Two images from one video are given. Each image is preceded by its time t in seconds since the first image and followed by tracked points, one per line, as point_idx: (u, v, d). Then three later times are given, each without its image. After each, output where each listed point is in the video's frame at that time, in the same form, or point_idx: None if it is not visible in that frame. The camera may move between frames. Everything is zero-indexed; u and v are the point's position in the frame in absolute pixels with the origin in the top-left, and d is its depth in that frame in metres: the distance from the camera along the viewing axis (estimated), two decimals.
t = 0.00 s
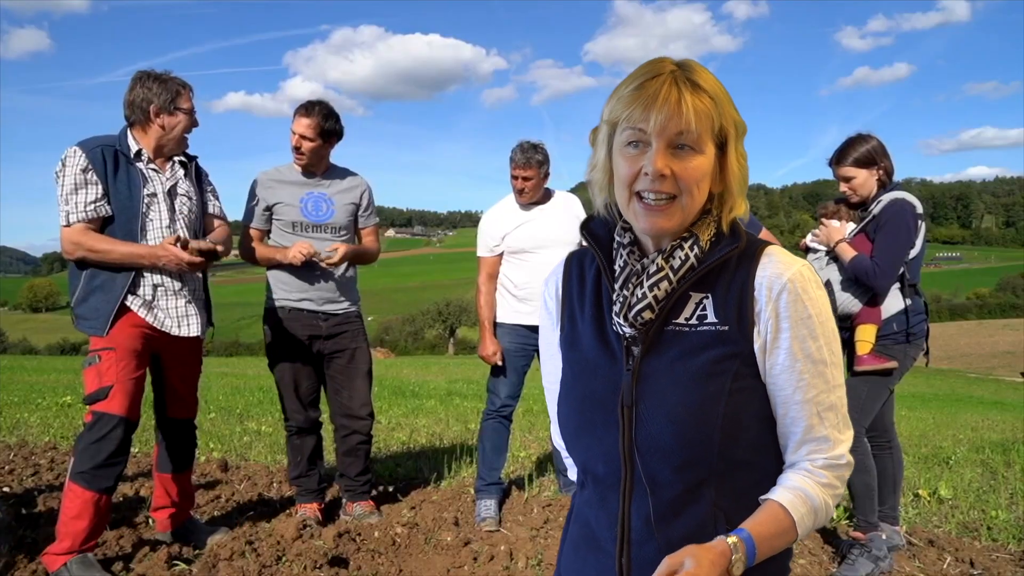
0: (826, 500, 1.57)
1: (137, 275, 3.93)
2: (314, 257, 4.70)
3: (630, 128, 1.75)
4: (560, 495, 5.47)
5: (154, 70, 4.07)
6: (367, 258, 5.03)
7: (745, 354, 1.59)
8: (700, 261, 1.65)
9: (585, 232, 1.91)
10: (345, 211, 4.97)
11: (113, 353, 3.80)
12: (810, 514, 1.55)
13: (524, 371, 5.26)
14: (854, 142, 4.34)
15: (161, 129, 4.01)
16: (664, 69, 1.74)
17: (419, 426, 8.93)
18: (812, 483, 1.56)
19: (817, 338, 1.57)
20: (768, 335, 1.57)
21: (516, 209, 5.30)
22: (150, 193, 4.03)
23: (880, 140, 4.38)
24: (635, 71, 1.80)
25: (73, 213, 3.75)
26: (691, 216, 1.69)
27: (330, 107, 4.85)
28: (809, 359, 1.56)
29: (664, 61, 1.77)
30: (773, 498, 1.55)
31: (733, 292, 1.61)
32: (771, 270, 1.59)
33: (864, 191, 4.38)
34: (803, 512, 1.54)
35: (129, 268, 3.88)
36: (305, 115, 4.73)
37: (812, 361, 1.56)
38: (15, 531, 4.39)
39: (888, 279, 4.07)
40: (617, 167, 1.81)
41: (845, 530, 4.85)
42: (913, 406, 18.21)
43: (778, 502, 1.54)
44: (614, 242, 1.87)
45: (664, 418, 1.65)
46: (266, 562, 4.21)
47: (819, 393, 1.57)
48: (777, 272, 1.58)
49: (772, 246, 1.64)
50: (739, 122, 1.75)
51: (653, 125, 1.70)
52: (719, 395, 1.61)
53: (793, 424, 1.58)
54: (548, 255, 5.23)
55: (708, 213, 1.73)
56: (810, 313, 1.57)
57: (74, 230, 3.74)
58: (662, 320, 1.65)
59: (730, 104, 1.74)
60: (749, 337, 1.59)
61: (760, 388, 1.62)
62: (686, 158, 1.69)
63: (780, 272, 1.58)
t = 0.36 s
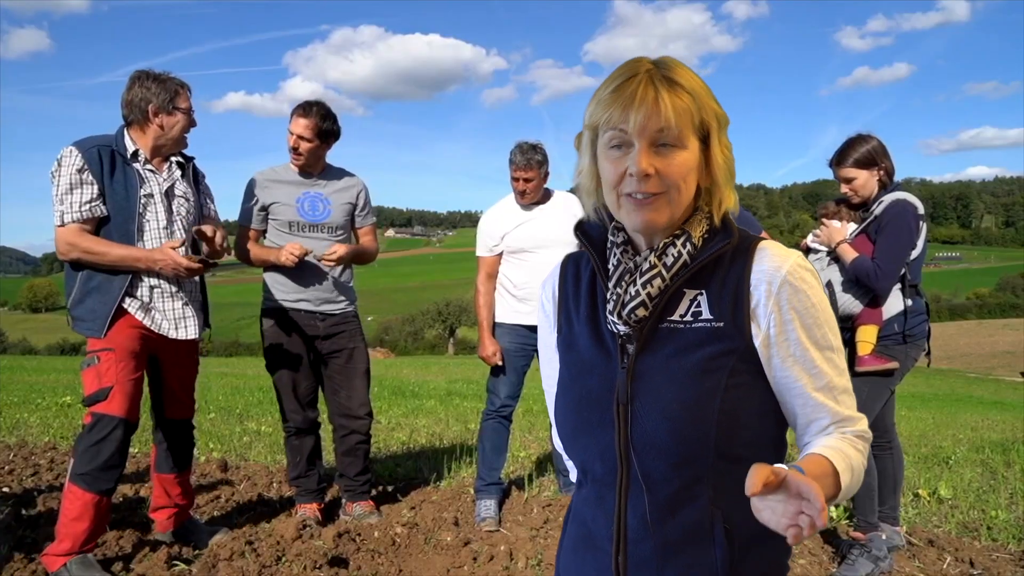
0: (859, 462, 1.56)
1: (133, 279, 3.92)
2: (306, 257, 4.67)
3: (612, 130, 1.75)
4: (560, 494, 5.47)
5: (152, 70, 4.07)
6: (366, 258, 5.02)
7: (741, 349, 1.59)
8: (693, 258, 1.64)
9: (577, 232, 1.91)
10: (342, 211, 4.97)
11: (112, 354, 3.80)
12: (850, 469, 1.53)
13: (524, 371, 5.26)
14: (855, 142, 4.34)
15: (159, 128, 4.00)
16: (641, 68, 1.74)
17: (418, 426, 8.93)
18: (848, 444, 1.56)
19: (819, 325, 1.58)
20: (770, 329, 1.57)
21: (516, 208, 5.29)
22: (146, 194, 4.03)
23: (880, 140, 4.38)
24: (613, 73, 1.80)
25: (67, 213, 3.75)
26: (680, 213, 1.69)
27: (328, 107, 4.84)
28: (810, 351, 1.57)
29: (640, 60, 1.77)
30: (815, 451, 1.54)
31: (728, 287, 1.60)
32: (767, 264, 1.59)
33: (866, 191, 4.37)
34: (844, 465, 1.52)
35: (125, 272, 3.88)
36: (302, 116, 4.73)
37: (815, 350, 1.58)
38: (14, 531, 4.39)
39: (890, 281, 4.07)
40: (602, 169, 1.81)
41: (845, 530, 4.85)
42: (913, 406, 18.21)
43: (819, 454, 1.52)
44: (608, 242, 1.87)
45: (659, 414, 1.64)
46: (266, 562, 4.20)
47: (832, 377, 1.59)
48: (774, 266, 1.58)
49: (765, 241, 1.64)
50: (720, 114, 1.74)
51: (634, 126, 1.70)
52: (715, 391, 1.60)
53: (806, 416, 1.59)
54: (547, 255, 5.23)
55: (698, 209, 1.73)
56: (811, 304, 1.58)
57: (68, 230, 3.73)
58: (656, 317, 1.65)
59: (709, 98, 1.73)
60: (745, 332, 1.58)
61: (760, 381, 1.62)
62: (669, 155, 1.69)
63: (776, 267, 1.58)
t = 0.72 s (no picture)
0: (818, 490, 1.54)
1: (132, 279, 3.91)
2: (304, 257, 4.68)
3: (586, 146, 1.77)
4: (558, 495, 5.47)
5: (151, 69, 4.07)
6: (362, 258, 5.02)
7: (740, 349, 1.59)
8: (692, 257, 1.64)
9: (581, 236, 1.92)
10: (339, 211, 4.98)
11: (111, 355, 3.79)
12: (799, 499, 1.52)
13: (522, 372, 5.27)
14: (854, 143, 4.34)
15: (157, 127, 4.00)
16: (600, 80, 1.76)
17: (417, 427, 8.94)
18: (804, 469, 1.53)
19: (811, 331, 1.55)
20: (763, 329, 1.56)
21: (515, 209, 5.29)
22: (145, 194, 4.02)
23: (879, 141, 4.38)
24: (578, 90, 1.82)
25: (65, 212, 3.74)
26: (669, 212, 1.68)
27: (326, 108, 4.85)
28: (804, 352, 1.54)
29: (599, 72, 1.79)
30: (764, 479, 1.54)
31: (727, 287, 1.60)
32: (765, 264, 1.58)
33: (865, 192, 4.38)
34: (792, 495, 1.51)
35: (123, 271, 3.87)
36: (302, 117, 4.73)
37: (806, 355, 1.54)
38: (12, 532, 4.38)
39: (890, 282, 4.07)
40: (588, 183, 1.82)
41: (843, 530, 4.86)
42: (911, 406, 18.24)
43: (768, 483, 1.52)
44: (611, 243, 1.87)
45: (659, 413, 1.65)
46: (265, 563, 4.20)
47: (813, 386, 1.54)
48: (771, 266, 1.57)
49: (767, 241, 1.63)
50: (689, 106, 1.72)
51: (603, 137, 1.71)
52: (714, 390, 1.60)
53: (788, 416, 1.57)
54: (546, 255, 5.23)
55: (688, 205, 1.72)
56: (805, 306, 1.55)
57: (66, 229, 3.73)
58: (656, 317, 1.65)
59: (672, 92, 1.72)
60: (743, 332, 1.58)
61: (755, 383, 1.61)
62: (645, 157, 1.69)
63: (773, 266, 1.56)
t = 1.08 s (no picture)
0: (813, 496, 1.54)
1: (131, 278, 3.91)
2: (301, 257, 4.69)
3: (611, 122, 1.77)
4: (558, 495, 5.47)
5: (153, 69, 4.07)
6: (361, 258, 5.09)
7: (732, 353, 1.58)
8: (687, 259, 1.64)
9: (582, 232, 1.90)
10: (339, 211, 4.99)
11: (110, 355, 3.79)
12: (793, 506, 1.52)
13: (522, 372, 5.27)
14: (855, 143, 4.33)
15: (157, 127, 3.99)
16: (644, 63, 1.76)
17: (416, 427, 8.95)
18: (798, 475, 1.53)
19: (806, 336, 1.54)
20: (755, 333, 1.56)
21: (515, 209, 5.29)
22: (145, 193, 4.02)
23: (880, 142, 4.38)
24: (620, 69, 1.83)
25: (64, 211, 3.73)
26: (672, 207, 1.68)
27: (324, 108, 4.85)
28: (796, 357, 1.53)
29: (645, 56, 1.79)
30: (756, 486, 1.54)
31: (721, 290, 1.60)
32: (758, 268, 1.57)
33: (865, 193, 4.38)
34: (786, 503, 1.51)
35: (123, 270, 3.87)
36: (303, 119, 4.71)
37: (800, 359, 1.54)
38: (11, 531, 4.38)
39: (890, 282, 4.07)
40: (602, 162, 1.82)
41: (842, 531, 4.86)
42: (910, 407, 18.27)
43: (759, 490, 1.53)
44: (611, 242, 1.86)
45: (650, 415, 1.64)
46: (264, 563, 4.20)
47: (808, 390, 1.54)
48: (764, 269, 1.57)
49: (763, 244, 1.63)
50: (723, 113, 1.73)
51: (628, 117, 1.72)
52: (705, 392, 1.60)
53: (783, 421, 1.56)
54: (547, 255, 5.24)
55: (695, 207, 1.72)
56: (799, 311, 1.55)
57: (65, 228, 3.72)
58: (649, 318, 1.65)
59: (711, 95, 1.73)
60: (736, 335, 1.58)
61: (749, 386, 1.60)
62: (663, 147, 1.69)
63: (766, 270, 1.56)
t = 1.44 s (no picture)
0: (818, 495, 1.55)
1: (131, 278, 3.91)
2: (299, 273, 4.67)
3: (624, 121, 1.75)
4: (557, 495, 5.47)
5: (152, 69, 4.07)
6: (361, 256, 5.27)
7: (741, 353, 1.59)
8: (696, 259, 1.64)
9: (583, 231, 1.90)
10: (340, 212, 4.99)
11: (110, 355, 3.79)
12: (799, 504, 1.53)
13: (522, 372, 5.27)
14: (856, 143, 4.34)
15: (157, 127, 3.99)
16: (658, 62, 1.74)
17: (415, 427, 8.96)
18: (805, 475, 1.54)
19: (814, 336, 1.55)
20: (765, 333, 1.56)
21: (516, 209, 5.29)
22: (146, 194, 4.02)
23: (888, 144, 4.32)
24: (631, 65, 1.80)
25: (67, 211, 3.73)
26: (684, 209, 1.68)
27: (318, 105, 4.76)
28: (805, 357, 1.54)
29: (659, 54, 1.77)
30: (763, 483, 1.54)
31: (730, 290, 1.60)
32: (767, 268, 1.58)
33: (859, 192, 4.41)
34: (793, 501, 1.52)
35: (123, 270, 3.87)
36: (313, 132, 4.68)
37: (809, 360, 1.54)
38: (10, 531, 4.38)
39: (889, 283, 4.07)
40: (611, 159, 1.80)
41: (841, 531, 4.87)
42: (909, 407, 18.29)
43: (767, 487, 1.53)
44: (612, 240, 1.86)
45: (659, 414, 1.64)
46: (263, 563, 4.20)
47: (815, 390, 1.55)
48: (774, 270, 1.57)
49: (770, 245, 1.63)
50: (734, 115, 1.74)
51: (645, 117, 1.70)
52: (715, 392, 1.60)
53: (789, 421, 1.57)
54: (547, 255, 5.23)
55: (703, 208, 1.73)
56: (808, 311, 1.55)
57: (69, 228, 3.72)
58: (658, 317, 1.65)
59: (724, 97, 1.73)
60: (744, 336, 1.58)
61: (756, 386, 1.61)
62: (678, 149, 1.68)
63: (776, 271, 1.57)
